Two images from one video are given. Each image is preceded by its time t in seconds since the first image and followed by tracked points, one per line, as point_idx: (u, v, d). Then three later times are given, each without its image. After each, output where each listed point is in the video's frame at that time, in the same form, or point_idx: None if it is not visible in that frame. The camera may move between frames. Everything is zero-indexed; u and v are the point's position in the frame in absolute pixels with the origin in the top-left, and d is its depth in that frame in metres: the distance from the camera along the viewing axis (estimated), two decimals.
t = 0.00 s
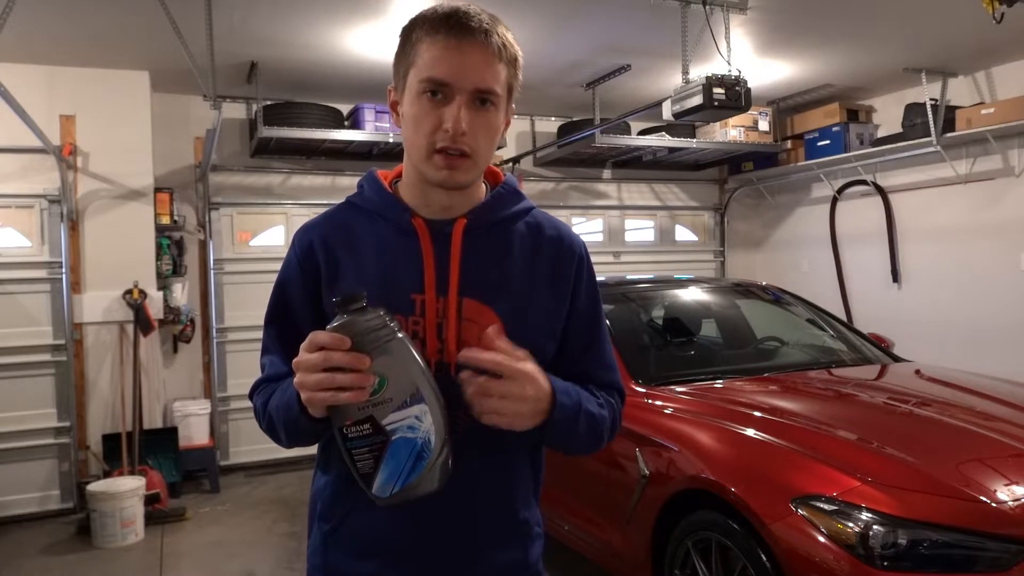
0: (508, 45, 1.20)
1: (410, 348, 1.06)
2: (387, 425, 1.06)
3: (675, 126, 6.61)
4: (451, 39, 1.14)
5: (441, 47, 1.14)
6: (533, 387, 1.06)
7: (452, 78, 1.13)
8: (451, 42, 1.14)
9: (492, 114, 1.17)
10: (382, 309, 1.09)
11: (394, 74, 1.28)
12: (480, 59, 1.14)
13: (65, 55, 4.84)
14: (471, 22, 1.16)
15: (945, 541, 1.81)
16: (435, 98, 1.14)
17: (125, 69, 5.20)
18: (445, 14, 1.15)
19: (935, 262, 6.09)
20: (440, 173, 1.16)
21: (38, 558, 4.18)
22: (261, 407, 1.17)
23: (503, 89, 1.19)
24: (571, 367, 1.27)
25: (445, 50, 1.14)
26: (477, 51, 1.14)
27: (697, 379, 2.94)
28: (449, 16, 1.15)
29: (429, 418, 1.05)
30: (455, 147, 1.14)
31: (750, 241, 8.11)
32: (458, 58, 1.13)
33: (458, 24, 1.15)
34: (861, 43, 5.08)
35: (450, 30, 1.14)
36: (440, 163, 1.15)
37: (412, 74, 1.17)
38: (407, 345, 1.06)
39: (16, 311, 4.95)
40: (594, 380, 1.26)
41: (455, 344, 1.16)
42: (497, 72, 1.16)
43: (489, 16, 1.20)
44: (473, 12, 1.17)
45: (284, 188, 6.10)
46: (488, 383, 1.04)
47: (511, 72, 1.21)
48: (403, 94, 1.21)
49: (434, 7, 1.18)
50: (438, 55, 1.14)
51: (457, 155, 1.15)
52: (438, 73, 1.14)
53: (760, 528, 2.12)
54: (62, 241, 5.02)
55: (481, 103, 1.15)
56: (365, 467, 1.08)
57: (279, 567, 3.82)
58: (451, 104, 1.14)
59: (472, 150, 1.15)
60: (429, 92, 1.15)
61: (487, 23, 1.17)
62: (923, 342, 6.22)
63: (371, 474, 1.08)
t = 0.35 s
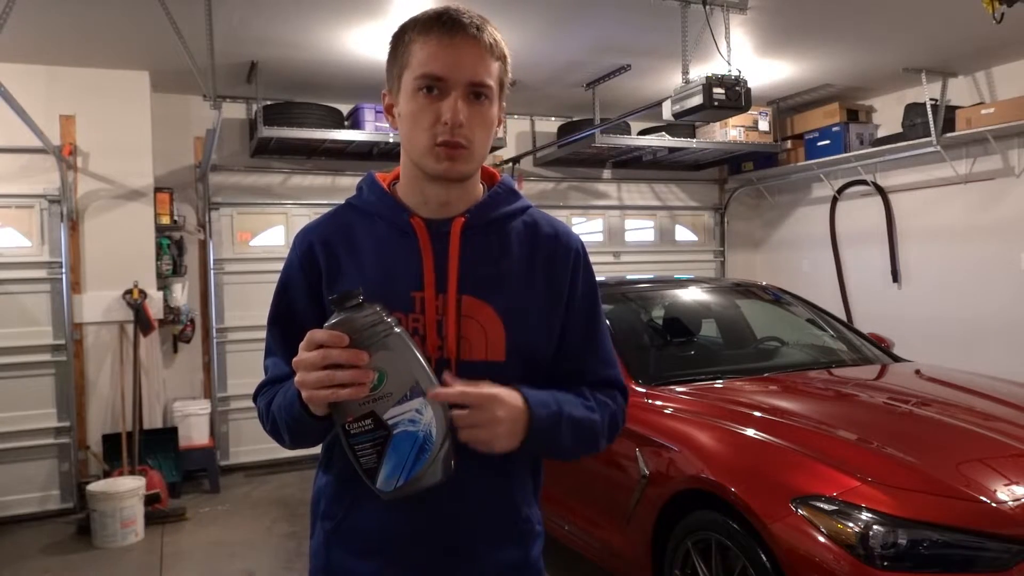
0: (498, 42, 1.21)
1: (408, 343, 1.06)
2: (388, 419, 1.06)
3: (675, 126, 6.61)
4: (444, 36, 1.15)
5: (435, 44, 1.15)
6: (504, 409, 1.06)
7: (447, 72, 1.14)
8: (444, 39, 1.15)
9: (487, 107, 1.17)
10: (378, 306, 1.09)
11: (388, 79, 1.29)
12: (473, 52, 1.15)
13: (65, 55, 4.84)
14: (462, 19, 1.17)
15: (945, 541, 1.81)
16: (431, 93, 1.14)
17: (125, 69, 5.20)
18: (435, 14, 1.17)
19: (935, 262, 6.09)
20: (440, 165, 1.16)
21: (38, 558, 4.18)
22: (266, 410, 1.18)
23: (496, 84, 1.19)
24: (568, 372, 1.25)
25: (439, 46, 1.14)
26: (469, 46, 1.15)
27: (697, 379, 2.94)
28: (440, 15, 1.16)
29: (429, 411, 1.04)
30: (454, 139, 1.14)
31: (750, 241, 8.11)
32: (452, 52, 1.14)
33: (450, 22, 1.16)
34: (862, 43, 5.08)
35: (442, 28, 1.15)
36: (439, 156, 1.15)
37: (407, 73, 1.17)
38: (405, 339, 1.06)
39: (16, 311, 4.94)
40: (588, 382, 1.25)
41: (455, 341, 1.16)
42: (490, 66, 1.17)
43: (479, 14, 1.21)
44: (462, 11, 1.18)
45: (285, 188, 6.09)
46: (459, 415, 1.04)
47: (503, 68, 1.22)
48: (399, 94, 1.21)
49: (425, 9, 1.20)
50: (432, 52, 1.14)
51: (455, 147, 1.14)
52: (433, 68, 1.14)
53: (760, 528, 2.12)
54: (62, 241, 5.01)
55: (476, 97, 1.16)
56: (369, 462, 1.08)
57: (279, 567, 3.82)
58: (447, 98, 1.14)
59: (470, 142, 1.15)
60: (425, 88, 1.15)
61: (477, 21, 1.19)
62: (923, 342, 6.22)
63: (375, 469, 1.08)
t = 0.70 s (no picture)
0: (496, 45, 1.21)
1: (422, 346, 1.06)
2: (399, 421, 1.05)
3: (675, 126, 6.61)
4: (441, 38, 1.15)
5: (432, 45, 1.15)
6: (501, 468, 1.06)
7: (444, 72, 1.14)
8: (442, 41, 1.15)
9: (485, 107, 1.17)
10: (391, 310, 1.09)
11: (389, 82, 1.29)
12: (470, 53, 1.15)
13: (65, 55, 4.84)
14: (460, 21, 1.17)
15: (945, 541, 1.81)
16: (428, 93, 1.15)
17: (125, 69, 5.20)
18: (434, 17, 1.17)
19: (935, 262, 6.09)
20: (437, 164, 1.16)
21: (38, 558, 4.18)
22: (277, 410, 1.17)
23: (493, 86, 1.19)
24: (565, 383, 1.25)
25: (436, 48, 1.15)
26: (467, 47, 1.15)
27: (697, 379, 2.94)
28: (439, 18, 1.17)
29: (439, 414, 1.04)
30: (450, 138, 1.14)
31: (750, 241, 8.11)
32: (449, 52, 1.14)
33: (448, 24, 1.16)
34: (862, 43, 5.08)
35: (440, 30, 1.16)
36: (436, 154, 1.15)
37: (406, 74, 1.18)
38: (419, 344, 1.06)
39: (16, 311, 4.94)
40: (580, 408, 1.22)
41: (453, 338, 1.16)
42: (486, 68, 1.17)
43: (477, 17, 1.21)
44: (460, 15, 1.19)
45: (284, 188, 6.09)
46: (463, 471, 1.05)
47: (500, 70, 1.22)
48: (398, 96, 1.22)
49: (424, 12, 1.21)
50: (430, 53, 1.15)
51: (452, 145, 1.14)
52: (431, 69, 1.14)
53: (760, 528, 2.12)
54: (62, 241, 5.01)
55: (473, 97, 1.16)
56: (380, 464, 1.06)
57: (279, 567, 3.82)
58: (444, 98, 1.14)
59: (467, 141, 1.15)
60: (422, 88, 1.15)
61: (474, 24, 1.19)
62: (922, 342, 6.23)
63: (386, 471, 1.06)
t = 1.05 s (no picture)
0: (495, 52, 1.18)
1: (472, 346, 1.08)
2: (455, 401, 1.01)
3: (675, 126, 6.61)
4: (439, 52, 1.12)
5: (430, 60, 1.12)
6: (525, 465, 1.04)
7: (442, 88, 1.12)
8: (439, 55, 1.12)
9: (484, 121, 1.15)
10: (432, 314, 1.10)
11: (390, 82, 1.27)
12: (469, 67, 1.12)
13: (65, 55, 4.84)
14: (458, 32, 1.14)
15: (945, 541, 1.81)
16: (427, 110, 1.13)
17: (125, 69, 5.20)
18: (432, 27, 1.14)
19: (935, 262, 6.09)
20: (436, 180, 1.17)
21: (38, 558, 4.18)
22: (277, 401, 1.16)
23: (493, 96, 1.17)
24: (565, 384, 1.25)
25: (434, 63, 1.12)
26: (465, 61, 1.13)
27: (697, 379, 2.94)
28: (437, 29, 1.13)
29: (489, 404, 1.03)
30: (449, 155, 1.13)
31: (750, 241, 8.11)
32: (446, 68, 1.12)
33: (447, 36, 1.13)
34: (861, 43, 5.08)
35: (438, 43, 1.12)
36: (435, 170, 1.15)
37: (405, 86, 1.16)
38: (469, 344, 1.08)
39: (16, 311, 4.94)
40: (577, 406, 1.23)
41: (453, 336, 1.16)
42: (485, 81, 1.14)
43: (476, 23, 1.18)
44: (459, 24, 1.15)
45: (284, 188, 6.09)
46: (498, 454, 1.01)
47: (500, 78, 1.19)
48: (398, 104, 1.20)
49: (424, 17, 1.17)
50: (428, 68, 1.12)
51: (451, 162, 1.14)
52: (428, 86, 1.12)
53: (760, 528, 2.12)
54: (62, 241, 5.01)
55: (472, 112, 1.14)
56: (429, 443, 1.00)
57: (279, 567, 3.81)
58: (443, 115, 1.13)
59: (465, 157, 1.15)
60: (420, 104, 1.13)
61: (473, 32, 1.15)
62: (922, 342, 6.23)
63: (435, 450, 0.99)
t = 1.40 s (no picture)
0: (496, 59, 1.17)
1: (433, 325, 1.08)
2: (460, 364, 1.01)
3: (675, 126, 6.61)
4: (439, 64, 1.11)
5: (430, 72, 1.11)
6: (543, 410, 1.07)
7: (442, 101, 1.11)
8: (439, 67, 1.11)
9: (485, 131, 1.15)
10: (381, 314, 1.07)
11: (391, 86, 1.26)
12: (469, 78, 1.12)
13: (65, 55, 4.84)
14: (458, 41, 1.13)
15: (946, 541, 1.81)
16: (427, 122, 1.13)
17: (125, 69, 5.20)
18: (433, 38, 1.13)
19: (935, 262, 6.09)
20: (438, 190, 1.16)
21: (38, 558, 4.18)
22: (271, 406, 1.17)
23: (494, 104, 1.16)
24: (564, 381, 1.25)
25: (433, 75, 1.11)
26: (465, 72, 1.12)
27: (697, 379, 2.94)
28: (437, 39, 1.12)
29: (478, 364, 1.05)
30: (450, 167, 1.13)
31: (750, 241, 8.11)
32: (445, 81, 1.11)
33: (446, 47, 1.12)
34: (861, 43, 5.08)
35: (438, 55, 1.12)
36: (437, 181, 1.15)
37: (405, 96, 1.15)
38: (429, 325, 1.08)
39: (16, 311, 4.94)
40: (582, 394, 1.25)
41: (455, 334, 1.16)
42: (486, 90, 1.13)
43: (476, 30, 1.16)
44: (459, 34, 1.14)
45: (284, 188, 6.09)
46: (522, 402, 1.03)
47: (501, 84, 1.18)
48: (398, 112, 1.19)
49: (423, 25, 1.16)
50: (428, 79, 1.11)
51: (453, 173, 1.14)
52: (429, 98, 1.11)
53: (759, 528, 2.12)
54: (62, 241, 5.01)
55: (472, 123, 1.13)
56: (468, 406, 0.97)
57: (279, 567, 3.82)
58: (443, 126, 1.12)
59: (467, 167, 1.15)
60: (421, 116, 1.13)
61: (473, 41, 1.14)
62: (922, 342, 6.23)
63: (478, 408, 0.97)
